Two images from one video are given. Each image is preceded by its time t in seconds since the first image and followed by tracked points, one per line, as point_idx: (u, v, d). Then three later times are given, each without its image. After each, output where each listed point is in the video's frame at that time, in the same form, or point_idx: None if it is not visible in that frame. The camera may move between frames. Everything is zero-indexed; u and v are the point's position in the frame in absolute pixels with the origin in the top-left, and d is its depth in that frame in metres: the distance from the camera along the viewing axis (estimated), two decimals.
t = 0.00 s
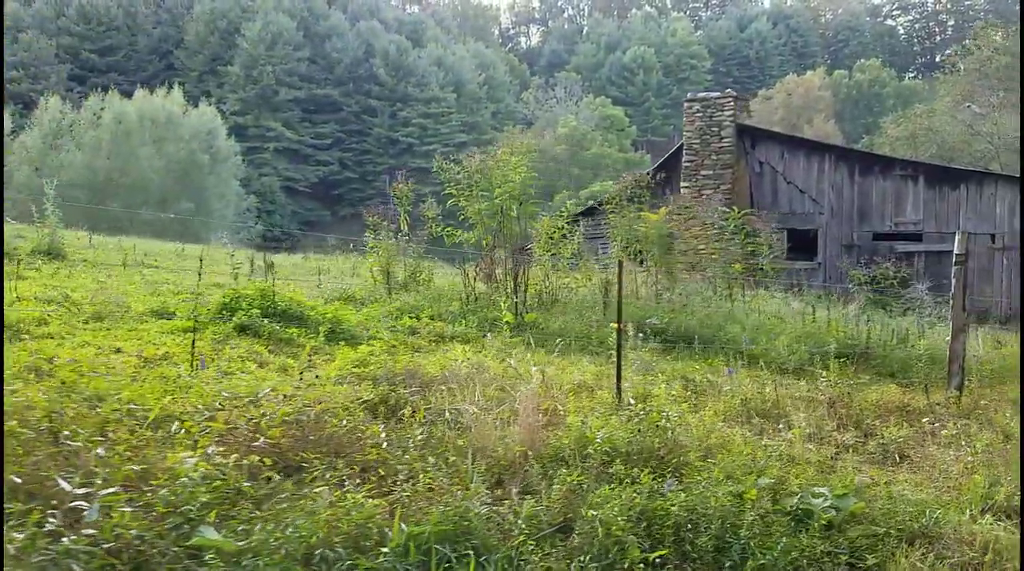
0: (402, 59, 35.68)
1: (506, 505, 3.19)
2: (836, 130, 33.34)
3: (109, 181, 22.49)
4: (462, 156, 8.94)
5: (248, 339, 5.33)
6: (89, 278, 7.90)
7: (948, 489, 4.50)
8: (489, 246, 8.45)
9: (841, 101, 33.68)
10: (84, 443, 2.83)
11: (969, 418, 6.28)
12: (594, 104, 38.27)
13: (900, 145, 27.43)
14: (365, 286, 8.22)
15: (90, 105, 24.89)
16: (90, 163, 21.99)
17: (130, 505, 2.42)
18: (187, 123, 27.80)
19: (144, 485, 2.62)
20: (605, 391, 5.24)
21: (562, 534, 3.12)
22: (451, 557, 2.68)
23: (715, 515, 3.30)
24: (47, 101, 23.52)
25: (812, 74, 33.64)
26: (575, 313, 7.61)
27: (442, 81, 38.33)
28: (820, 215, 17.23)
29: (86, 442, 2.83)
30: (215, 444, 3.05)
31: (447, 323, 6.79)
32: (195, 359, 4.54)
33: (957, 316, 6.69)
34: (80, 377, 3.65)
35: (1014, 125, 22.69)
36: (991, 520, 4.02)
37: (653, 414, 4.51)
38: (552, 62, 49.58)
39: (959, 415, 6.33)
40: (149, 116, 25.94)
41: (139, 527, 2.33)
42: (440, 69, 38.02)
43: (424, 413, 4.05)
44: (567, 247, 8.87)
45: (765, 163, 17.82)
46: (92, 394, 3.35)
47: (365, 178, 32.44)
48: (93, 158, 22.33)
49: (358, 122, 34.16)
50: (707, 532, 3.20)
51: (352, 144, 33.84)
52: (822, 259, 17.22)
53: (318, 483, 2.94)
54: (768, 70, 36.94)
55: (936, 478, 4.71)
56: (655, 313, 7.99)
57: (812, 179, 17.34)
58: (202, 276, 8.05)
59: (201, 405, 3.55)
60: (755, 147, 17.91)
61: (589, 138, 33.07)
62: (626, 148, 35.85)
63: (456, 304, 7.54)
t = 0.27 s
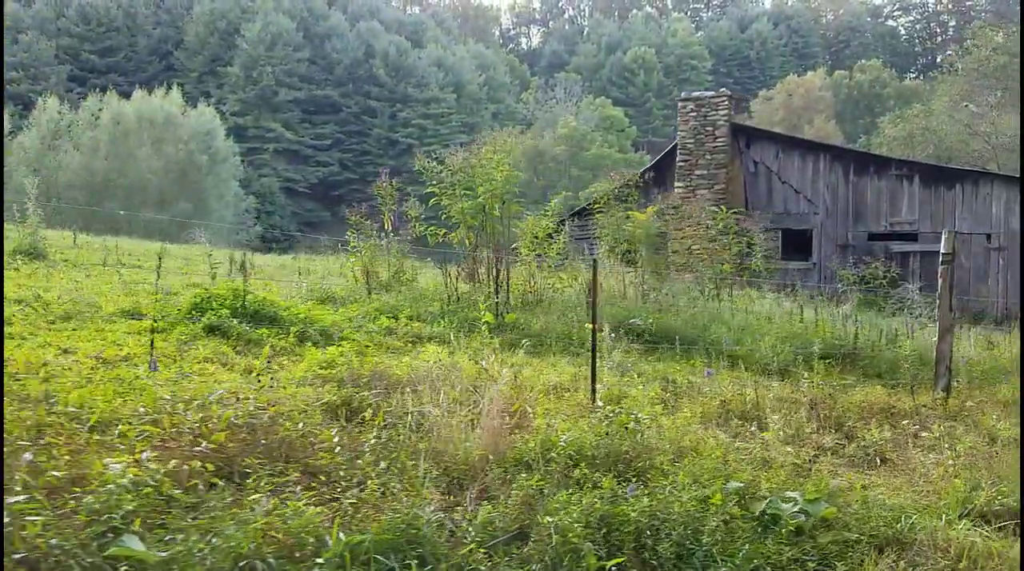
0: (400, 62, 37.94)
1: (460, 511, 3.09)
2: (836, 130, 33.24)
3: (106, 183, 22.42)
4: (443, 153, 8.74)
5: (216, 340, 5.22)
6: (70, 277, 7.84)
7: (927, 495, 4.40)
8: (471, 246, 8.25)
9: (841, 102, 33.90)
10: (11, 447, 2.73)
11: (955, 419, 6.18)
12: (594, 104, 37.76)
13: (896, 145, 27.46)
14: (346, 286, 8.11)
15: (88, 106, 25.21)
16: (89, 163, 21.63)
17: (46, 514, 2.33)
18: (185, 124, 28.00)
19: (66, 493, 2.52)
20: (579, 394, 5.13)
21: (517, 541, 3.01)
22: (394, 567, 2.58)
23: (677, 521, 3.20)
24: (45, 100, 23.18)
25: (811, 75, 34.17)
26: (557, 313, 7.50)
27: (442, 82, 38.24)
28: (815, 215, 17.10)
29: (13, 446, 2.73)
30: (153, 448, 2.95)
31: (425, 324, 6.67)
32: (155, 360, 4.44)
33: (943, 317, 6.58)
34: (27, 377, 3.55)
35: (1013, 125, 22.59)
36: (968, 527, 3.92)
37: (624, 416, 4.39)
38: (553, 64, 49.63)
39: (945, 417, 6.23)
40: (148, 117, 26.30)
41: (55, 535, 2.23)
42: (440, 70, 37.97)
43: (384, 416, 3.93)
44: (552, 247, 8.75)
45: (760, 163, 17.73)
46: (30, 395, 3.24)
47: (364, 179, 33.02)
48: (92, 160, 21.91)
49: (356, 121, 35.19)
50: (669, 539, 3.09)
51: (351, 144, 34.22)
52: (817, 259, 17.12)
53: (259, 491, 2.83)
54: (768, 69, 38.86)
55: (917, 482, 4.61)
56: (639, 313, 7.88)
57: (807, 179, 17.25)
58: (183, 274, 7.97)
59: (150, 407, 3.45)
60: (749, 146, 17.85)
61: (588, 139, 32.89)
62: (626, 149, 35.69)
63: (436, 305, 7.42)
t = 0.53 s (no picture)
0: (400, 60, 37.93)
1: (417, 516, 3.00)
2: (836, 130, 33.19)
3: (104, 183, 22.75)
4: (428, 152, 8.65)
5: (188, 339, 5.14)
6: (51, 277, 7.76)
7: (907, 498, 4.32)
8: (454, 244, 8.12)
9: (841, 101, 33.90)
10: None
11: (943, 421, 6.10)
12: (592, 104, 37.74)
13: (892, 144, 27.43)
14: (330, 285, 8.01)
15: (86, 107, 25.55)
16: (85, 164, 22.02)
17: None
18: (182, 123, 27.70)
19: None
20: (555, 395, 5.04)
21: (476, 547, 2.91)
22: None
23: (643, 525, 3.13)
24: (43, 101, 24.20)
25: (810, 76, 34.20)
26: (541, 313, 7.40)
27: (440, 81, 38.14)
28: (809, 214, 17.05)
29: None
30: (96, 453, 2.84)
31: (404, 323, 6.59)
32: (118, 362, 4.34)
33: (929, 316, 6.51)
34: None
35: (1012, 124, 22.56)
36: (946, 530, 3.85)
37: (596, 419, 4.30)
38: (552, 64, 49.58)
39: (931, 418, 6.15)
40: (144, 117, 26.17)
41: None
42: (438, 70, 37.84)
43: (348, 418, 3.83)
44: (536, 247, 8.65)
45: (753, 162, 17.63)
46: None
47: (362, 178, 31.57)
48: (88, 159, 22.39)
49: (355, 121, 35.04)
50: (634, 544, 3.02)
51: (350, 144, 34.14)
52: (811, 259, 17.07)
53: (203, 499, 2.75)
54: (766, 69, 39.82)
55: (898, 485, 4.53)
56: (624, 312, 7.77)
57: (800, 178, 17.17)
58: (164, 273, 7.88)
59: (102, 405, 3.35)
60: (742, 145, 17.72)
61: (587, 138, 32.76)
62: (625, 148, 35.58)
63: (418, 303, 7.30)
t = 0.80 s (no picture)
0: (398, 61, 38.06)
1: (362, 522, 2.89)
2: (834, 130, 33.10)
3: (99, 183, 23.45)
4: (409, 149, 8.50)
5: (152, 340, 5.03)
6: (29, 276, 7.67)
7: (882, 501, 4.22)
8: (433, 243, 7.98)
9: (839, 101, 33.83)
10: None
11: (926, 422, 5.99)
12: (590, 104, 37.63)
13: (887, 142, 27.40)
14: (310, 284, 7.89)
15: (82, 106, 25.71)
16: (80, 164, 22.96)
17: None
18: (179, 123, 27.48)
19: None
20: (524, 396, 4.92)
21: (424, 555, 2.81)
22: None
23: (599, 530, 3.03)
24: (36, 100, 24.10)
25: (808, 76, 34.24)
26: (521, 313, 7.29)
27: (437, 81, 38.06)
28: (801, 213, 16.96)
29: None
30: (26, 461, 2.72)
31: (379, 323, 6.48)
32: (71, 363, 4.23)
33: (913, 315, 6.39)
34: None
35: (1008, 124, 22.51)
36: (920, 535, 3.75)
37: (560, 421, 4.18)
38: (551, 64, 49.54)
39: (914, 419, 6.03)
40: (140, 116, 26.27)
41: None
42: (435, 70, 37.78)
43: (300, 421, 3.71)
44: (518, 246, 8.53)
45: (745, 161, 17.52)
46: None
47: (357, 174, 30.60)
48: (84, 160, 23.29)
49: (353, 121, 35.21)
50: (589, 551, 2.91)
51: (347, 144, 34.21)
52: (803, 258, 16.99)
53: (132, 510, 2.63)
54: (765, 68, 40.28)
55: (873, 488, 4.42)
56: (605, 312, 7.65)
57: (792, 177, 17.07)
58: (141, 271, 7.79)
59: (42, 409, 3.24)
60: (734, 144, 17.60)
61: (584, 137, 32.64)
62: (623, 148, 35.48)
63: (396, 302, 7.17)
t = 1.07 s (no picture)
0: (395, 61, 37.82)
1: (311, 530, 2.81)
2: (831, 131, 33.06)
3: (94, 183, 22.70)
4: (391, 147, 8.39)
5: (119, 340, 4.94)
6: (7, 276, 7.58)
7: (856, 505, 4.14)
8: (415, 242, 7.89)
9: (836, 102, 33.83)
10: None
11: (910, 424, 5.92)
12: (588, 104, 37.56)
13: (880, 142, 27.41)
14: (291, 284, 7.80)
15: (75, 107, 25.20)
16: (74, 164, 21.83)
17: None
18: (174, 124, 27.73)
19: None
20: (496, 398, 4.84)
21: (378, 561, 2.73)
22: None
23: (560, 537, 2.95)
24: (32, 101, 24.02)
25: (807, 76, 33.97)
26: (503, 314, 7.20)
27: (434, 82, 38.02)
28: (793, 213, 16.90)
29: None
30: None
31: (357, 323, 6.41)
32: (30, 363, 4.14)
33: (897, 316, 6.32)
34: None
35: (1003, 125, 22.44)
36: (895, 540, 3.68)
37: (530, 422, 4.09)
38: (548, 64, 49.43)
39: (896, 421, 5.96)
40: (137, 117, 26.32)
41: None
42: (432, 70, 37.74)
43: (259, 422, 3.62)
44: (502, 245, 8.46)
45: (737, 161, 17.44)
46: None
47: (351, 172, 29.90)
48: (78, 159, 22.34)
49: (349, 121, 35.45)
50: (549, 559, 2.83)
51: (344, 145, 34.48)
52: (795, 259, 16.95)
53: (65, 518, 2.54)
54: (761, 69, 39.63)
55: (849, 492, 4.35)
56: (588, 313, 7.56)
57: (785, 177, 17.01)
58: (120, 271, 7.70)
59: None
60: (726, 144, 17.51)
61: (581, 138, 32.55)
62: (620, 148, 35.42)
63: (376, 302, 7.08)
